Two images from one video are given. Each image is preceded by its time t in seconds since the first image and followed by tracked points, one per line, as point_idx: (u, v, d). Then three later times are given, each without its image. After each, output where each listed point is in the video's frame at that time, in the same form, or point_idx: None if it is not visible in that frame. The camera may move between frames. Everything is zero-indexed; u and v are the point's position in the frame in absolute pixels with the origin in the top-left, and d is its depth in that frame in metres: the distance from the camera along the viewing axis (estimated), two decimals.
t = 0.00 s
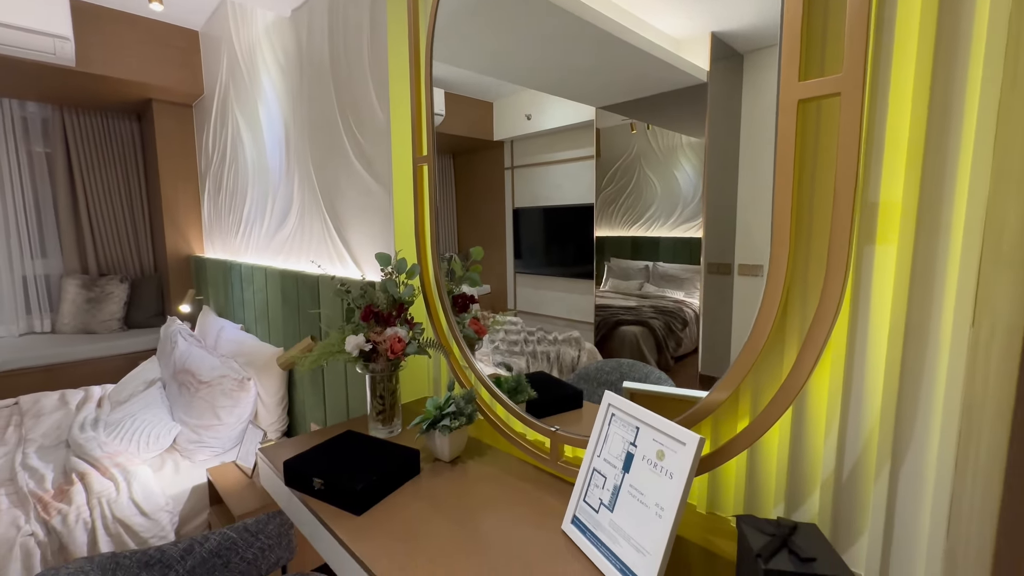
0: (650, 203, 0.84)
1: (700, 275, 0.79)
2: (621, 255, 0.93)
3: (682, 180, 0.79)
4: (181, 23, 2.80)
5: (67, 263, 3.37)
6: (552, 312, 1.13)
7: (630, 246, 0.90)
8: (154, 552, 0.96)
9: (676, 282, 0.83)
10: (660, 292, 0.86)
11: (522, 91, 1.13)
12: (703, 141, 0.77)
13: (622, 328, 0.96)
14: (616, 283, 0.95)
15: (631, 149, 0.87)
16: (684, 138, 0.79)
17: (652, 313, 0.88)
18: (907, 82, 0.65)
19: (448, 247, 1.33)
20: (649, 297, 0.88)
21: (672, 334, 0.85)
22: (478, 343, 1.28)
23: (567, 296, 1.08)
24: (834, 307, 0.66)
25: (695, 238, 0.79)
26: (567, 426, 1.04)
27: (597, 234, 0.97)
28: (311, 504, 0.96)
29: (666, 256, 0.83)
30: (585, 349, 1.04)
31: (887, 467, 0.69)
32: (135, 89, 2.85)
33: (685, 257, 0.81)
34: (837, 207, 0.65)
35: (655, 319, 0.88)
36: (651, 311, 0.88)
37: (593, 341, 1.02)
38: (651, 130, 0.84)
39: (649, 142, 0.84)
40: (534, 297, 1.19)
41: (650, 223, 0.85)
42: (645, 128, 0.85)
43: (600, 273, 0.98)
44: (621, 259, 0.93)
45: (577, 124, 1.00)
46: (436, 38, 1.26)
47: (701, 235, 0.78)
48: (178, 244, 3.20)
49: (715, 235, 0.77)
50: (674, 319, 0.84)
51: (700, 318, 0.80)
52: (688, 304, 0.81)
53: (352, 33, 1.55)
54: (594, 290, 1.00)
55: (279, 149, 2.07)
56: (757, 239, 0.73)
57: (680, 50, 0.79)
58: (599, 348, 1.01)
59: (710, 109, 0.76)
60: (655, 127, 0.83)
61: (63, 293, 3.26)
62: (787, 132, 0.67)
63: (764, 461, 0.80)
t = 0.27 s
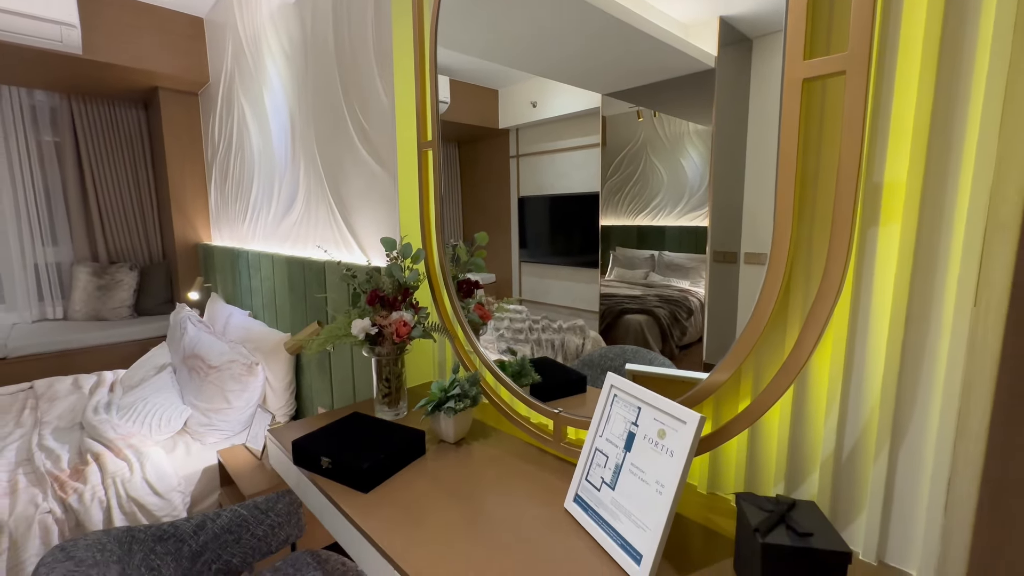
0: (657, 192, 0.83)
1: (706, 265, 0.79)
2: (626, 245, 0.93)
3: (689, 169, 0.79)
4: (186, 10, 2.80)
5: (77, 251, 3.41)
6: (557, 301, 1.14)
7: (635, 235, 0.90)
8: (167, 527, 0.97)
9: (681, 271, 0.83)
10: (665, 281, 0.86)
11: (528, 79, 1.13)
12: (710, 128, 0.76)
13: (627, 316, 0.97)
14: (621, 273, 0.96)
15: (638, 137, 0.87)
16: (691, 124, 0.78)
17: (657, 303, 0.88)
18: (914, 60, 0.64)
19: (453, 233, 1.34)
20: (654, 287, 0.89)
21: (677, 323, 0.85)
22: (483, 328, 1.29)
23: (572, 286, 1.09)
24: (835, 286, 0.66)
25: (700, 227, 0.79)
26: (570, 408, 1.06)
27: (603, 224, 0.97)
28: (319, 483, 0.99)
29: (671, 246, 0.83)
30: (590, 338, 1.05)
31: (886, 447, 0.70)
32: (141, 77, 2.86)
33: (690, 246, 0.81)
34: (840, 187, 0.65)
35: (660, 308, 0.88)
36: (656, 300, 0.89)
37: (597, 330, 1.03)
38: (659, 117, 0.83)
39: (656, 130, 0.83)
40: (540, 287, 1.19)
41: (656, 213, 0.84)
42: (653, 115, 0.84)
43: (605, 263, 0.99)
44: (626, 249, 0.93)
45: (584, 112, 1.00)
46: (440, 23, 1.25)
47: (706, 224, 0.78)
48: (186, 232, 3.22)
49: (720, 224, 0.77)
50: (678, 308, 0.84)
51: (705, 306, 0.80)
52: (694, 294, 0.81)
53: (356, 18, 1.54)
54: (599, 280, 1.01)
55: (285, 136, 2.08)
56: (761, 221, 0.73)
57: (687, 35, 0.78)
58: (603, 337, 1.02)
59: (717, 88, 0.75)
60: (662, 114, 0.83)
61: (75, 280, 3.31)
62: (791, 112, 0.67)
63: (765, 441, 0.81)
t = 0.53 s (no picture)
0: (665, 180, 0.82)
1: (714, 254, 0.78)
2: (634, 234, 0.92)
3: (699, 157, 0.77)
4: None
5: (90, 238, 3.46)
6: (563, 289, 1.14)
7: (643, 224, 0.89)
8: (182, 501, 1.00)
9: (689, 260, 0.82)
10: (673, 270, 0.84)
11: (536, 65, 1.12)
12: (720, 116, 0.74)
13: (634, 305, 0.96)
14: (628, 262, 0.94)
15: (646, 124, 0.85)
16: (702, 111, 0.76)
17: (664, 291, 0.87)
18: (932, 32, 0.63)
19: (460, 217, 1.34)
20: (662, 275, 0.87)
21: (684, 312, 0.85)
22: (491, 311, 1.29)
23: (579, 274, 1.08)
24: (846, 263, 0.66)
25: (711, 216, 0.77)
26: (577, 389, 1.07)
27: (611, 212, 0.97)
28: (330, 459, 1.01)
29: (679, 234, 0.82)
30: (596, 326, 1.05)
31: (894, 426, 0.70)
32: (150, 64, 2.87)
33: (699, 234, 0.79)
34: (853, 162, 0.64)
35: (668, 297, 0.87)
36: (664, 289, 0.87)
37: (604, 317, 1.03)
38: (668, 104, 0.81)
39: (665, 117, 0.81)
40: (549, 276, 1.18)
41: (664, 201, 0.83)
42: (661, 102, 0.83)
43: (613, 251, 0.97)
44: (633, 238, 0.92)
45: (592, 98, 0.98)
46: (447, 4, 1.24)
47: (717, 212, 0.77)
48: (196, 219, 3.25)
49: (731, 211, 0.76)
50: (686, 297, 0.84)
51: (713, 297, 0.80)
52: (702, 282, 0.81)
53: None
54: (607, 268, 1.01)
55: (292, 121, 2.08)
56: (770, 198, 0.73)
57: (698, 18, 0.77)
58: (610, 325, 1.01)
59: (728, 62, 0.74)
60: (672, 100, 0.81)
61: (88, 267, 3.36)
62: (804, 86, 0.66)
63: (772, 421, 0.82)
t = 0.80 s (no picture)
0: (675, 168, 0.82)
1: (724, 243, 0.79)
2: (644, 223, 0.91)
3: (709, 143, 0.77)
4: None
5: (105, 226, 3.51)
6: (570, 278, 1.14)
7: (653, 213, 0.88)
8: (198, 477, 1.01)
9: (699, 248, 0.82)
10: (682, 258, 0.84)
11: (547, 51, 1.10)
12: (732, 102, 0.74)
13: (642, 293, 0.95)
14: (638, 250, 0.94)
15: (658, 111, 0.84)
16: (713, 96, 0.76)
17: (673, 280, 0.87)
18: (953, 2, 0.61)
19: (469, 203, 1.34)
20: (671, 264, 0.87)
21: (694, 301, 0.85)
22: (499, 295, 1.30)
23: (589, 263, 1.08)
24: (859, 240, 0.65)
25: (722, 204, 0.77)
26: (584, 369, 1.08)
27: (621, 201, 0.96)
28: (341, 438, 1.02)
29: (689, 223, 0.82)
30: (605, 314, 1.05)
31: (905, 405, 0.69)
32: (161, 51, 2.88)
33: (709, 223, 0.79)
34: (868, 137, 0.63)
35: (677, 285, 0.86)
36: (673, 277, 0.87)
37: (613, 306, 1.02)
38: (680, 90, 0.80)
39: (676, 104, 0.81)
40: (558, 265, 1.17)
41: (674, 189, 0.83)
42: (673, 88, 0.82)
43: (621, 240, 0.97)
44: (643, 227, 0.91)
45: (602, 84, 0.97)
46: None
47: (728, 200, 0.77)
48: (208, 206, 3.28)
49: (743, 200, 0.75)
50: (695, 285, 0.84)
51: (722, 285, 0.80)
52: (712, 271, 0.81)
53: None
54: (615, 257, 1.00)
55: (302, 107, 2.08)
56: (783, 176, 0.72)
57: None
58: (619, 313, 1.01)
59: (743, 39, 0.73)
60: (683, 87, 0.80)
61: (103, 253, 3.42)
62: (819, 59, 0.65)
63: (781, 401, 0.82)
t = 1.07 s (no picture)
0: (687, 155, 0.80)
1: (736, 231, 0.78)
2: (654, 212, 0.90)
3: (723, 131, 0.75)
4: None
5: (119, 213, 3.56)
6: (580, 266, 1.12)
7: (664, 201, 0.87)
8: (211, 455, 1.04)
9: (710, 237, 0.81)
10: (692, 248, 0.84)
11: (557, 36, 1.08)
12: (745, 88, 0.73)
13: (652, 282, 0.94)
14: (648, 239, 0.93)
15: (670, 98, 0.83)
16: (727, 83, 0.75)
17: (684, 269, 0.86)
18: None
19: (477, 188, 1.33)
20: (682, 254, 0.86)
21: (704, 290, 0.84)
22: (507, 280, 1.30)
23: (598, 251, 1.06)
24: (872, 220, 0.64)
25: (733, 192, 0.76)
26: (591, 353, 1.07)
27: (630, 189, 0.95)
28: (349, 419, 1.04)
29: (700, 211, 0.81)
30: (614, 302, 1.03)
31: (917, 389, 0.68)
32: (171, 38, 2.89)
33: (721, 212, 0.79)
34: (884, 115, 0.62)
35: (687, 274, 0.86)
36: (683, 266, 0.86)
37: (622, 294, 1.01)
38: (693, 75, 0.79)
39: (689, 90, 0.79)
40: (568, 254, 1.16)
41: (686, 177, 0.82)
42: (686, 73, 0.80)
43: (631, 229, 0.96)
44: (654, 215, 0.90)
45: (615, 70, 0.95)
46: None
47: (740, 188, 0.76)
48: (219, 194, 3.31)
49: (754, 188, 0.75)
50: (706, 275, 0.83)
51: (733, 273, 0.79)
52: (723, 260, 0.80)
53: None
54: (624, 247, 0.98)
55: (310, 91, 2.08)
56: (795, 156, 0.71)
57: None
58: (629, 303, 0.99)
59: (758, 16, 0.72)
60: (697, 72, 0.79)
61: (118, 240, 3.47)
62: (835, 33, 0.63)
63: (789, 385, 0.81)
